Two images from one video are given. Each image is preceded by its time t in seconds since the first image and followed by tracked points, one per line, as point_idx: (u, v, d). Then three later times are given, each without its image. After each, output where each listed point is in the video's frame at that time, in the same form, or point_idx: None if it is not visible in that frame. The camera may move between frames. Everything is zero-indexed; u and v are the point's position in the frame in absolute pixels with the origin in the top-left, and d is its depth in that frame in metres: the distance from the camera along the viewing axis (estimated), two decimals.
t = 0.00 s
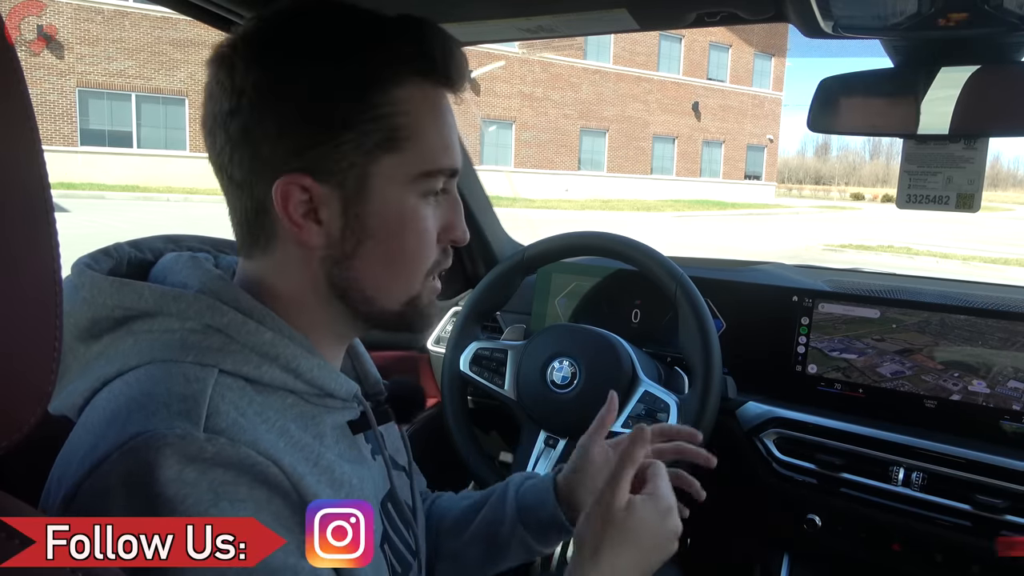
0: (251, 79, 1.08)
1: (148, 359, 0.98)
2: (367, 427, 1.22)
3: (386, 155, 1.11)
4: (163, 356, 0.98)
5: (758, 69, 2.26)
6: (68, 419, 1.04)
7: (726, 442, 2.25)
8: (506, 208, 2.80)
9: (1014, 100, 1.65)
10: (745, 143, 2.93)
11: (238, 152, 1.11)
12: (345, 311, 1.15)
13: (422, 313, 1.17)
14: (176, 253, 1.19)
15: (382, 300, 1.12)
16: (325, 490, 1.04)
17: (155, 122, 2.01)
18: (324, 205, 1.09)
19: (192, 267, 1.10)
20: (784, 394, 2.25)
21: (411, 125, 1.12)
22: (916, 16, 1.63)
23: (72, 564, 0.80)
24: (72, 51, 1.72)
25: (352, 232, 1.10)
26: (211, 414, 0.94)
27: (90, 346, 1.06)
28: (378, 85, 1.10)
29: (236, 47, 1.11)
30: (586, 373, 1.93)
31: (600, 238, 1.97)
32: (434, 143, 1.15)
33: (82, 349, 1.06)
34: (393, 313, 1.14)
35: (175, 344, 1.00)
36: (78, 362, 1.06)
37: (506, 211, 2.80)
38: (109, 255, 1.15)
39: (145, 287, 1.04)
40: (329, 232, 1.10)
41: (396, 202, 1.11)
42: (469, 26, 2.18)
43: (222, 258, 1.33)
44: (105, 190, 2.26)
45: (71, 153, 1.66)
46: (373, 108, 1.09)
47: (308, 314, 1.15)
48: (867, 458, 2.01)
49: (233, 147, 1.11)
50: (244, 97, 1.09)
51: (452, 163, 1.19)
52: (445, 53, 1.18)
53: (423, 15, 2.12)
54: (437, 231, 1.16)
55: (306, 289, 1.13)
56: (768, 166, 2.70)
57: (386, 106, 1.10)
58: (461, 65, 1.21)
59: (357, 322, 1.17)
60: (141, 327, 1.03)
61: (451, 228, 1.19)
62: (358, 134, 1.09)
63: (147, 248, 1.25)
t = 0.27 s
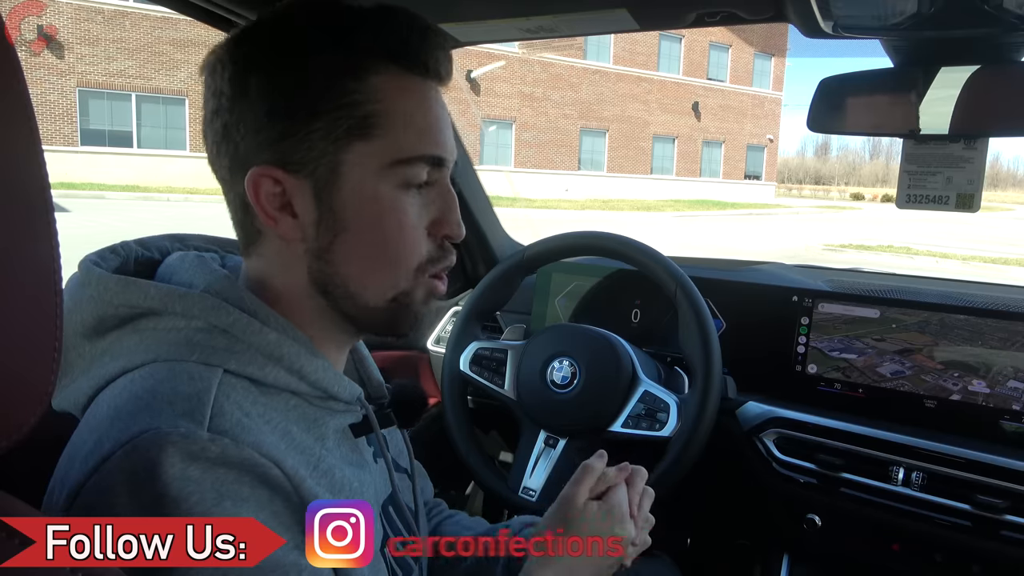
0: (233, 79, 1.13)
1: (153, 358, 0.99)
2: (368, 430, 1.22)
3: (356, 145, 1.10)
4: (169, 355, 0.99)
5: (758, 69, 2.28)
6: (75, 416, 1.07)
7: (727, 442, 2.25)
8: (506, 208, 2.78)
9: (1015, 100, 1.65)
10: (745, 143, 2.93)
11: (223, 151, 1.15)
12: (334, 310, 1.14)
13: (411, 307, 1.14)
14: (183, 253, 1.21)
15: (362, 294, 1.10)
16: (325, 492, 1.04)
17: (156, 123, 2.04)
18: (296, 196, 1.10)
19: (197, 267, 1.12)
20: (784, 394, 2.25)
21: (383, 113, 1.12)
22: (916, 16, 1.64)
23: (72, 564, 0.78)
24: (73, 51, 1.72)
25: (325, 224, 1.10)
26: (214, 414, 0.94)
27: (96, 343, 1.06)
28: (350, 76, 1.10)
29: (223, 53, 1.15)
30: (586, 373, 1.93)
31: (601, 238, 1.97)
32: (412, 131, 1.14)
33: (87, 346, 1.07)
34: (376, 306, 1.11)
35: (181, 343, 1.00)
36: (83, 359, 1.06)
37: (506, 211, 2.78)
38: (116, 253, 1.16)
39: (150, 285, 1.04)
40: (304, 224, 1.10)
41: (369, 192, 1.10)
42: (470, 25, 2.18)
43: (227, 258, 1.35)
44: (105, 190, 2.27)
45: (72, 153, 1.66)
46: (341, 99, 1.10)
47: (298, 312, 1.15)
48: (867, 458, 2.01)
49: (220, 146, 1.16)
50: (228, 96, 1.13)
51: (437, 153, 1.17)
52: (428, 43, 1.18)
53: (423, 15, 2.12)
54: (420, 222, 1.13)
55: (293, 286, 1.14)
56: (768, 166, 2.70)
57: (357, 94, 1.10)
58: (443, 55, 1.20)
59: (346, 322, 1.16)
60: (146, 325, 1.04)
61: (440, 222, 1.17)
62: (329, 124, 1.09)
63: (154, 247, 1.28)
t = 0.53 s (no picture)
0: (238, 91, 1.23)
1: (162, 353, 0.98)
2: (374, 435, 1.22)
3: (300, 137, 1.11)
4: (176, 351, 0.99)
5: (758, 69, 2.27)
6: (85, 408, 1.05)
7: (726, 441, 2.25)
8: (506, 208, 2.77)
9: (1015, 99, 1.65)
10: (745, 143, 2.93)
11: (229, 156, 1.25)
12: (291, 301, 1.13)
13: (357, 295, 1.09)
14: (197, 251, 1.22)
15: (304, 284, 1.09)
16: (326, 493, 1.04)
17: (155, 122, 2.11)
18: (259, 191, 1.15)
19: (211, 265, 1.13)
20: (784, 394, 2.25)
21: (327, 98, 1.12)
22: (916, 16, 1.65)
23: (72, 564, 0.78)
24: (72, 51, 1.72)
25: (276, 216, 1.12)
26: (218, 410, 0.94)
27: (107, 337, 1.06)
28: (303, 69, 1.13)
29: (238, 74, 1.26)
30: (586, 373, 1.93)
31: (601, 238, 1.97)
32: (359, 117, 1.13)
33: (98, 340, 1.06)
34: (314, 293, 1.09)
35: (190, 339, 1.00)
36: (94, 353, 1.06)
37: (506, 211, 2.78)
38: (131, 249, 1.17)
39: (162, 282, 1.04)
40: (264, 217, 1.14)
41: (309, 181, 1.10)
42: (470, 25, 2.18)
43: (242, 257, 1.36)
44: (105, 190, 2.26)
45: (71, 153, 1.66)
46: (293, 94, 1.12)
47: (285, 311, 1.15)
48: (867, 458, 2.01)
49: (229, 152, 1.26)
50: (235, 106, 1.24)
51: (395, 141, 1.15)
52: (390, 37, 1.18)
53: (424, 15, 2.12)
54: (361, 205, 1.10)
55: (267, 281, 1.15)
56: (768, 166, 2.70)
57: (304, 84, 1.12)
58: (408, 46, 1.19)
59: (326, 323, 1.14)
60: (157, 321, 1.04)
61: (393, 209, 1.12)
62: (278, 115, 1.13)
63: (170, 244, 1.29)
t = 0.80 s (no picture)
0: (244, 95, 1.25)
1: (168, 349, 0.98)
2: (377, 437, 1.22)
3: (293, 137, 1.12)
4: (183, 348, 0.98)
5: (758, 69, 2.27)
6: (91, 404, 1.04)
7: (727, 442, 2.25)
8: (506, 208, 2.77)
9: (1016, 99, 1.65)
10: (745, 143, 2.93)
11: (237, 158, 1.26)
12: (287, 300, 1.13)
13: (348, 292, 1.10)
14: (204, 249, 1.22)
15: (298, 282, 1.09)
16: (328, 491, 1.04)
17: (155, 122, 2.11)
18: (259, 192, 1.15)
19: (218, 263, 1.13)
20: (784, 394, 2.25)
21: (320, 98, 1.12)
22: (916, 16, 1.65)
23: (72, 564, 0.79)
24: (73, 51, 1.72)
25: (273, 215, 1.12)
26: (224, 405, 0.94)
27: (114, 333, 1.05)
28: (298, 70, 1.14)
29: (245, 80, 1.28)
30: (586, 373, 1.93)
31: (601, 238, 1.97)
32: (350, 116, 1.12)
33: (106, 337, 1.06)
34: (306, 289, 1.09)
35: (197, 337, 1.00)
36: (102, 349, 1.05)
37: (506, 211, 2.77)
38: (140, 247, 1.16)
39: (171, 280, 1.04)
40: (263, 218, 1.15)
41: (303, 181, 1.10)
42: (470, 25, 2.18)
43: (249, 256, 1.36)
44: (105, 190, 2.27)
45: (72, 153, 1.66)
46: (288, 95, 1.13)
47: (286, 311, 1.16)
48: (867, 458, 2.01)
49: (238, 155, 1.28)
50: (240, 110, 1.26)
51: (384, 141, 1.15)
52: (383, 36, 1.17)
53: (424, 15, 2.12)
54: (352, 203, 1.10)
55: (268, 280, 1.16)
56: (768, 165, 2.70)
57: (298, 84, 1.13)
58: (400, 45, 1.18)
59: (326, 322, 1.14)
60: (164, 318, 1.03)
61: (384, 206, 1.12)
62: (274, 116, 1.13)
63: (178, 242, 1.28)
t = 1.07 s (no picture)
0: (241, 99, 1.25)
1: (168, 350, 0.98)
2: (377, 438, 1.23)
3: (290, 142, 1.12)
4: (182, 348, 0.98)
5: (759, 69, 2.26)
6: (90, 403, 1.04)
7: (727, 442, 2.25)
8: (506, 208, 2.77)
9: (1016, 99, 1.65)
10: (745, 144, 2.94)
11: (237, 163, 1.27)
12: (285, 303, 1.13)
13: (343, 296, 1.09)
14: (205, 249, 1.22)
15: (294, 285, 1.09)
16: (328, 492, 1.04)
17: (156, 123, 2.09)
18: (257, 195, 1.16)
19: (218, 263, 1.13)
20: (784, 394, 2.25)
21: (314, 100, 1.12)
22: (916, 16, 1.65)
23: (72, 565, 0.79)
24: (72, 51, 1.72)
25: (270, 218, 1.12)
26: (224, 406, 0.94)
27: (114, 333, 1.05)
28: (295, 74, 1.14)
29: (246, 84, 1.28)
30: (586, 373, 1.93)
31: (601, 238, 1.97)
32: (345, 118, 1.12)
33: (106, 336, 1.06)
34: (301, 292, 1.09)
35: (196, 337, 1.00)
36: (102, 349, 1.05)
37: (506, 211, 2.77)
38: (140, 246, 1.16)
39: (171, 279, 1.04)
40: (260, 221, 1.15)
41: (299, 183, 1.10)
42: (470, 25, 2.18)
43: (250, 255, 1.36)
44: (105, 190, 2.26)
45: (71, 153, 1.66)
46: (283, 99, 1.13)
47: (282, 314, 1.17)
48: (867, 458, 2.01)
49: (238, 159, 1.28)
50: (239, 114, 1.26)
51: (378, 144, 1.14)
52: (377, 38, 1.17)
53: (423, 15, 2.12)
54: (346, 205, 1.09)
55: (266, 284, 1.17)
56: (768, 166, 2.70)
57: (293, 87, 1.13)
58: (395, 46, 1.18)
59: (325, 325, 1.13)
60: (164, 317, 1.03)
61: (379, 209, 1.12)
62: (270, 119, 1.13)
63: (178, 242, 1.28)
